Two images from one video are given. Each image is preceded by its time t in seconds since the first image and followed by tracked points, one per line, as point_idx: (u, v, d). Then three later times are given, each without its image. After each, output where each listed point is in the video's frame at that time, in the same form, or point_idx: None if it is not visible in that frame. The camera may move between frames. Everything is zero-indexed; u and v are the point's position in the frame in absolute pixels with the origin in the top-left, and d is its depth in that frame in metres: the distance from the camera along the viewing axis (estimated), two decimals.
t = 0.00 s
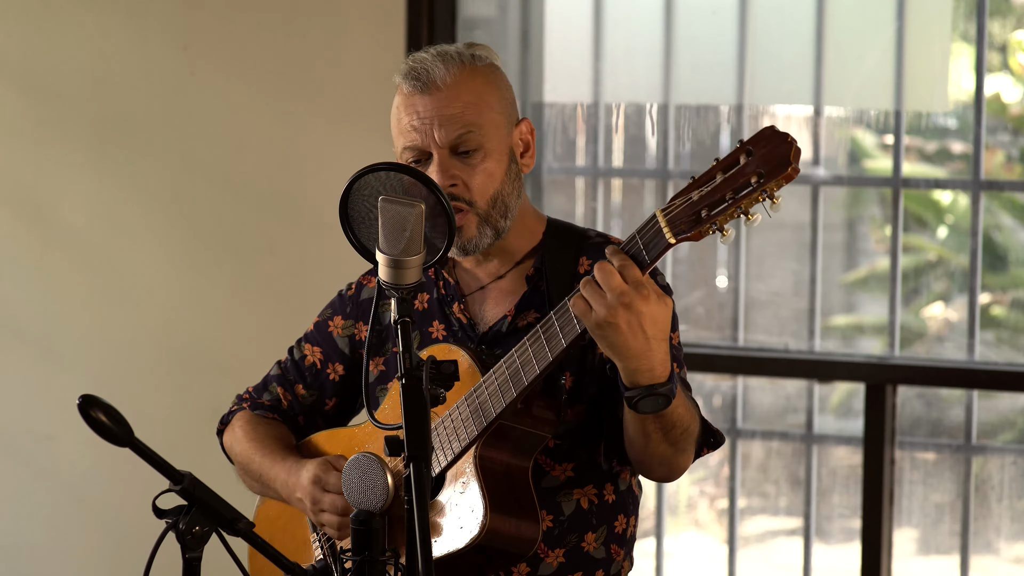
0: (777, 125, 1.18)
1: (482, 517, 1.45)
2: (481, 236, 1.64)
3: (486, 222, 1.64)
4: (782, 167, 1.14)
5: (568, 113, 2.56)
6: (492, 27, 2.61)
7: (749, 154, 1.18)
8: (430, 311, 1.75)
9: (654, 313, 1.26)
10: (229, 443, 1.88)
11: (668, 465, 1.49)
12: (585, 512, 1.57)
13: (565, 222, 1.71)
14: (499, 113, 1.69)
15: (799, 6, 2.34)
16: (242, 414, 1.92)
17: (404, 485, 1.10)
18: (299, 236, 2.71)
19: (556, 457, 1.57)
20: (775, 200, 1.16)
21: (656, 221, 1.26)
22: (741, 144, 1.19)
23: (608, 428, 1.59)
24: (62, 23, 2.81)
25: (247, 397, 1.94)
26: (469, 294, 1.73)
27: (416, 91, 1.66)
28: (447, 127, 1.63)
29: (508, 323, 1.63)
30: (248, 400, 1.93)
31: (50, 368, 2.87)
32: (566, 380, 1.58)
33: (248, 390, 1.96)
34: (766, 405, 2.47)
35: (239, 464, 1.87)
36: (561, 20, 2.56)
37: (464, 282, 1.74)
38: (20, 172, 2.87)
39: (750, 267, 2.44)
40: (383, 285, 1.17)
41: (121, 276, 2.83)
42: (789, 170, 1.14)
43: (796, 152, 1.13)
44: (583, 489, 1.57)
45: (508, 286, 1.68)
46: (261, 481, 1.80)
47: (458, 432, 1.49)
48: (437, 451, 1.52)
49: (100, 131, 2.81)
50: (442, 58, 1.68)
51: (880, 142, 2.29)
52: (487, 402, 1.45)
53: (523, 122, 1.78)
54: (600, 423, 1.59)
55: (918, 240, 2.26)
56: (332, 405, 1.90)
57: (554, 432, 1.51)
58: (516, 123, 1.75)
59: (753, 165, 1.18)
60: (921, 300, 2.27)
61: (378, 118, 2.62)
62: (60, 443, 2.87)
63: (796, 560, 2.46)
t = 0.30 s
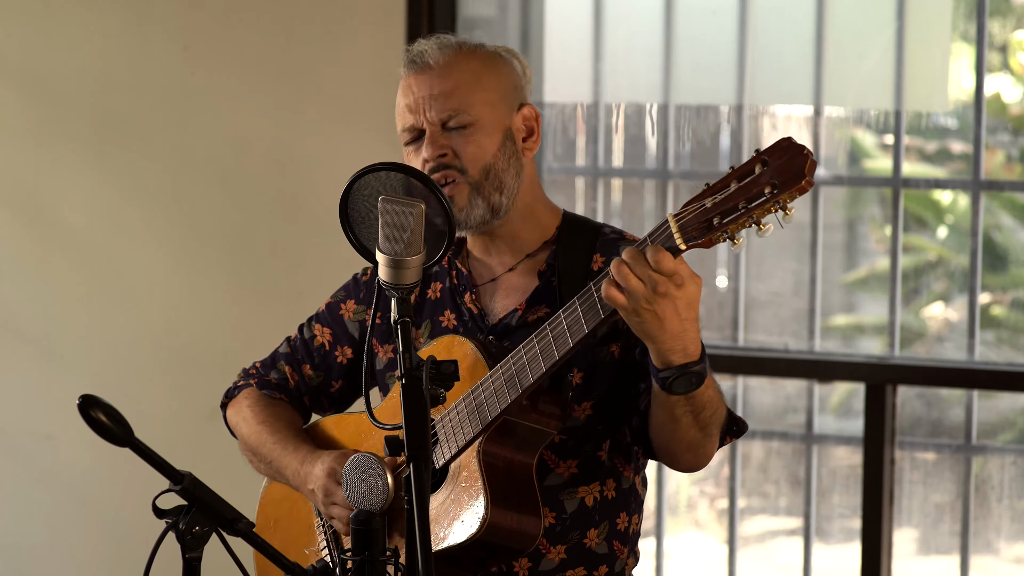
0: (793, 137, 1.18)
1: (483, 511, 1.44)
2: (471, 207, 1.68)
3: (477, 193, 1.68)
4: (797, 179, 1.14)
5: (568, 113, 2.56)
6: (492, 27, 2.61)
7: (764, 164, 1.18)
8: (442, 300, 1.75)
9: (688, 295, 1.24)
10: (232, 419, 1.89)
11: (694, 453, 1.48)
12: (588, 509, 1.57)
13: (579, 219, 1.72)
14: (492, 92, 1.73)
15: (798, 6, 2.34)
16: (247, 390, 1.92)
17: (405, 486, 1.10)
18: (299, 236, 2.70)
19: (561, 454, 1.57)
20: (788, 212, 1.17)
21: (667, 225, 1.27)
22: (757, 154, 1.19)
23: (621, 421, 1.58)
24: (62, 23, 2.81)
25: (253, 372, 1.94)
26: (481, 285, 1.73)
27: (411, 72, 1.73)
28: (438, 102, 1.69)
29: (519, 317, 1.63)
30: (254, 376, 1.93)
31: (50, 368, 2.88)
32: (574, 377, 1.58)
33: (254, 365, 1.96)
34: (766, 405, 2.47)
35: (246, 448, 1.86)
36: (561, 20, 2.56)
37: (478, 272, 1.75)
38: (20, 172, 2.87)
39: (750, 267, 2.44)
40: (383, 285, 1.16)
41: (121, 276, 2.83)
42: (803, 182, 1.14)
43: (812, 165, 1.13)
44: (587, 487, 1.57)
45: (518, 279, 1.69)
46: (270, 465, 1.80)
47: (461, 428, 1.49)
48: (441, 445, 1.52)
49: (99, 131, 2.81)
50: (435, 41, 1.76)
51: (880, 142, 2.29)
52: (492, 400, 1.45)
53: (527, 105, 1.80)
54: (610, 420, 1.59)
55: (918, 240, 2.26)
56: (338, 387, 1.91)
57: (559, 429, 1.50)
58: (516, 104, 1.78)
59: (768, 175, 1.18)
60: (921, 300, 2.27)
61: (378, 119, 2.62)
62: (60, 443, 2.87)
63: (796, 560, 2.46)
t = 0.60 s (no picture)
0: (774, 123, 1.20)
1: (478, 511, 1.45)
2: (479, 185, 1.68)
3: (485, 172, 1.69)
4: (779, 164, 1.15)
5: (568, 113, 2.56)
6: (492, 27, 2.61)
7: (746, 151, 1.19)
8: (440, 299, 1.75)
9: (675, 288, 1.24)
10: (230, 427, 1.90)
11: (684, 448, 1.49)
12: (584, 508, 1.57)
13: (579, 220, 1.72)
14: (508, 79, 1.77)
15: (799, 6, 2.34)
16: (247, 400, 1.93)
17: (404, 485, 1.09)
18: (299, 236, 2.70)
19: (556, 451, 1.58)
20: (771, 197, 1.17)
21: (653, 216, 1.27)
22: (738, 141, 1.20)
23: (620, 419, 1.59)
24: (62, 23, 2.81)
25: (252, 380, 1.95)
26: (480, 281, 1.74)
27: (426, 56, 1.78)
28: (451, 84, 1.73)
29: (514, 315, 1.63)
30: (253, 384, 1.94)
31: (50, 368, 2.88)
32: (568, 374, 1.59)
33: (254, 373, 1.97)
34: (766, 405, 2.47)
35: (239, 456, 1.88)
36: (561, 20, 2.56)
37: (477, 269, 1.75)
38: (20, 172, 2.88)
39: (750, 267, 2.44)
40: (383, 285, 1.16)
41: (121, 276, 2.83)
42: (784, 167, 1.14)
43: (792, 149, 1.14)
44: (582, 485, 1.57)
45: (519, 277, 1.69)
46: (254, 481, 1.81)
47: (457, 426, 1.48)
48: (436, 444, 1.51)
49: (99, 131, 2.81)
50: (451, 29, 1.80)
51: (880, 142, 2.29)
52: (487, 395, 1.44)
53: (539, 100, 1.83)
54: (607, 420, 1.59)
55: (918, 240, 2.26)
56: (338, 390, 1.91)
57: (553, 425, 1.51)
58: (528, 97, 1.81)
59: (750, 162, 1.19)
60: (921, 300, 2.27)
61: (378, 119, 2.62)
62: (60, 443, 2.87)
63: (796, 560, 2.46)
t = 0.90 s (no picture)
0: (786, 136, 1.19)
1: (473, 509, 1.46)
2: (480, 188, 1.68)
3: (487, 176, 1.69)
4: (789, 176, 1.15)
5: (568, 113, 2.56)
6: (491, 27, 2.61)
7: (757, 162, 1.19)
8: (441, 302, 1.75)
9: (682, 294, 1.24)
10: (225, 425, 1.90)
11: (688, 455, 1.49)
12: (576, 512, 1.56)
13: (583, 229, 1.72)
14: (506, 84, 1.76)
15: (799, 6, 2.34)
16: (243, 398, 1.92)
17: (405, 484, 1.10)
18: (299, 235, 2.70)
19: (552, 453, 1.58)
20: (779, 209, 1.17)
21: (661, 223, 1.27)
22: (750, 152, 1.20)
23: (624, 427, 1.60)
24: (61, 23, 2.81)
25: (249, 378, 1.94)
26: (483, 285, 1.74)
27: (423, 64, 1.78)
28: (449, 89, 1.72)
29: (516, 320, 1.63)
30: (250, 382, 1.93)
31: (50, 368, 2.87)
32: (567, 380, 1.59)
33: (251, 371, 1.96)
34: (766, 405, 2.47)
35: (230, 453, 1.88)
36: (561, 20, 2.56)
37: (479, 274, 1.76)
38: (19, 171, 2.87)
39: (750, 268, 2.44)
40: (383, 285, 1.16)
41: (121, 276, 2.83)
42: (795, 179, 1.14)
43: (802, 162, 1.13)
44: (576, 488, 1.57)
45: (520, 283, 1.69)
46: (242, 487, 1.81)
47: (457, 422, 1.47)
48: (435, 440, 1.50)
49: (99, 131, 2.81)
50: (447, 36, 1.80)
51: (880, 142, 2.29)
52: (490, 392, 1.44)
53: (537, 103, 1.82)
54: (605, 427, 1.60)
55: (919, 240, 2.26)
56: (336, 389, 1.91)
57: (550, 429, 1.51)
58: (527, 101, 1.80)
59: (760, 173, 1.19)
60: (921, 300, 2.27)
61: (378, 119, 2.62)
62: (59, 443, 2.87)
63: (796, 560, 2.46)
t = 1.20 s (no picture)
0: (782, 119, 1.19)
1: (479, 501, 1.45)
2: (483, 170, 1.68)
3: (491, 158, 1.69)
4: (788, 161, 1.16)
5: (568, 113, 2.56)
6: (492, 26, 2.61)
7: (754, 147, 1.19)
8: (440, 292, 1.75)
9: (683, 279, 1.24)
10: (229, 412, 1.90)
11: (692, 442, 1.49)
12: (579, 504, 1.56)
13: (584, 221, 1.71)
14: (513, 70, 1.77)
15: (799, 6, 2.34)
16: (247, 383, 1.92)
17: (405, 485, 1.10)
18: (299, 235, 2.70)
19: (551, 445, 1.58)
20: (779, 193, 1.18)
21: (661, 210, 1.27)
22: (747, 137, 1.20)
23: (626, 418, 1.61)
24: (61, 23, 2.81)
25: (252, 366, 1.94)
26: (482, 275, 1.74)
27: (432, 46, 1.78)
28: (457, 72, 1.72)
29: (514, 308, 1.64)
30: (253, 369, 1.93)
31: (50, 368, 2.88)
32: (567, 368, 1.59)
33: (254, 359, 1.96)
34: (766, 405, 2.47)
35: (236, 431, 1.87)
36: (561, 20, 2.56)
37: (478, 263, 1.75)
38: (19, 171, 2.87)
39: (750, 268, 2.44)
40: (383, 285, 1.16)
41: (121, 276, 2.83)
42: (794, 163, 1.15)
43: (802, 145, 1.14)
44: (577, 480, 1.57)
45: (520, 272, 1.69)
46: (253, 455, 1.81)
47: (456, 416, 1.48)
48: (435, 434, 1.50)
49: (99, 131, 2.81)
50: (457, 20, 1.80)
51: (880, 142, 2.29)
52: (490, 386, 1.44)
53: (544, 92, 1.83)
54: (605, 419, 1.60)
55: (919, 240, 2.26)
56: (337, 378, 1.91)
57: (552, 419, 1.50)
58: (533, 89, 1.81)
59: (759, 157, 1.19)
60: (921, 300, 2.27)
61: (378, 119, 2.62)
62: (60, 442, 2.87)
63: (796, 560, 2.46)
